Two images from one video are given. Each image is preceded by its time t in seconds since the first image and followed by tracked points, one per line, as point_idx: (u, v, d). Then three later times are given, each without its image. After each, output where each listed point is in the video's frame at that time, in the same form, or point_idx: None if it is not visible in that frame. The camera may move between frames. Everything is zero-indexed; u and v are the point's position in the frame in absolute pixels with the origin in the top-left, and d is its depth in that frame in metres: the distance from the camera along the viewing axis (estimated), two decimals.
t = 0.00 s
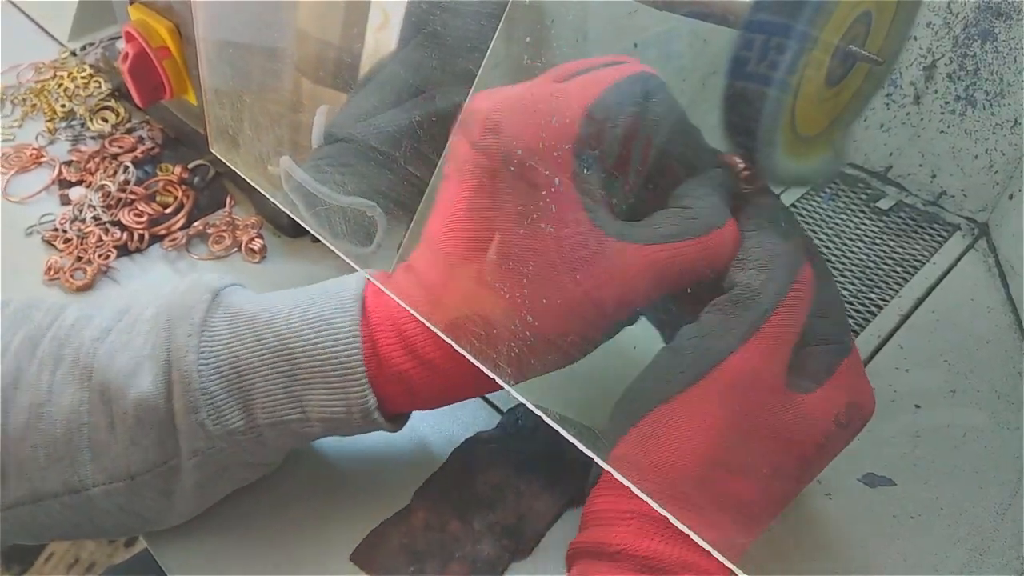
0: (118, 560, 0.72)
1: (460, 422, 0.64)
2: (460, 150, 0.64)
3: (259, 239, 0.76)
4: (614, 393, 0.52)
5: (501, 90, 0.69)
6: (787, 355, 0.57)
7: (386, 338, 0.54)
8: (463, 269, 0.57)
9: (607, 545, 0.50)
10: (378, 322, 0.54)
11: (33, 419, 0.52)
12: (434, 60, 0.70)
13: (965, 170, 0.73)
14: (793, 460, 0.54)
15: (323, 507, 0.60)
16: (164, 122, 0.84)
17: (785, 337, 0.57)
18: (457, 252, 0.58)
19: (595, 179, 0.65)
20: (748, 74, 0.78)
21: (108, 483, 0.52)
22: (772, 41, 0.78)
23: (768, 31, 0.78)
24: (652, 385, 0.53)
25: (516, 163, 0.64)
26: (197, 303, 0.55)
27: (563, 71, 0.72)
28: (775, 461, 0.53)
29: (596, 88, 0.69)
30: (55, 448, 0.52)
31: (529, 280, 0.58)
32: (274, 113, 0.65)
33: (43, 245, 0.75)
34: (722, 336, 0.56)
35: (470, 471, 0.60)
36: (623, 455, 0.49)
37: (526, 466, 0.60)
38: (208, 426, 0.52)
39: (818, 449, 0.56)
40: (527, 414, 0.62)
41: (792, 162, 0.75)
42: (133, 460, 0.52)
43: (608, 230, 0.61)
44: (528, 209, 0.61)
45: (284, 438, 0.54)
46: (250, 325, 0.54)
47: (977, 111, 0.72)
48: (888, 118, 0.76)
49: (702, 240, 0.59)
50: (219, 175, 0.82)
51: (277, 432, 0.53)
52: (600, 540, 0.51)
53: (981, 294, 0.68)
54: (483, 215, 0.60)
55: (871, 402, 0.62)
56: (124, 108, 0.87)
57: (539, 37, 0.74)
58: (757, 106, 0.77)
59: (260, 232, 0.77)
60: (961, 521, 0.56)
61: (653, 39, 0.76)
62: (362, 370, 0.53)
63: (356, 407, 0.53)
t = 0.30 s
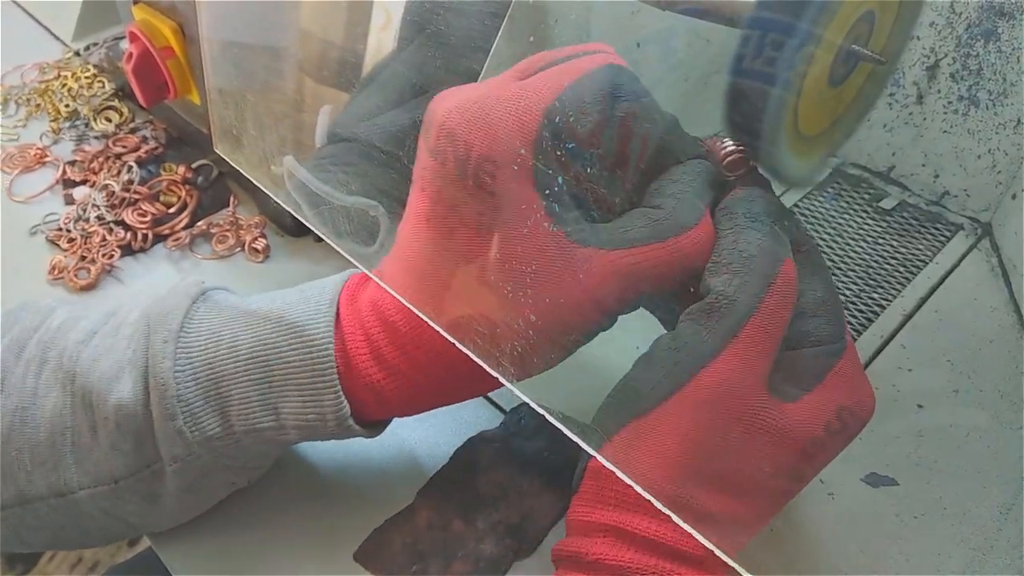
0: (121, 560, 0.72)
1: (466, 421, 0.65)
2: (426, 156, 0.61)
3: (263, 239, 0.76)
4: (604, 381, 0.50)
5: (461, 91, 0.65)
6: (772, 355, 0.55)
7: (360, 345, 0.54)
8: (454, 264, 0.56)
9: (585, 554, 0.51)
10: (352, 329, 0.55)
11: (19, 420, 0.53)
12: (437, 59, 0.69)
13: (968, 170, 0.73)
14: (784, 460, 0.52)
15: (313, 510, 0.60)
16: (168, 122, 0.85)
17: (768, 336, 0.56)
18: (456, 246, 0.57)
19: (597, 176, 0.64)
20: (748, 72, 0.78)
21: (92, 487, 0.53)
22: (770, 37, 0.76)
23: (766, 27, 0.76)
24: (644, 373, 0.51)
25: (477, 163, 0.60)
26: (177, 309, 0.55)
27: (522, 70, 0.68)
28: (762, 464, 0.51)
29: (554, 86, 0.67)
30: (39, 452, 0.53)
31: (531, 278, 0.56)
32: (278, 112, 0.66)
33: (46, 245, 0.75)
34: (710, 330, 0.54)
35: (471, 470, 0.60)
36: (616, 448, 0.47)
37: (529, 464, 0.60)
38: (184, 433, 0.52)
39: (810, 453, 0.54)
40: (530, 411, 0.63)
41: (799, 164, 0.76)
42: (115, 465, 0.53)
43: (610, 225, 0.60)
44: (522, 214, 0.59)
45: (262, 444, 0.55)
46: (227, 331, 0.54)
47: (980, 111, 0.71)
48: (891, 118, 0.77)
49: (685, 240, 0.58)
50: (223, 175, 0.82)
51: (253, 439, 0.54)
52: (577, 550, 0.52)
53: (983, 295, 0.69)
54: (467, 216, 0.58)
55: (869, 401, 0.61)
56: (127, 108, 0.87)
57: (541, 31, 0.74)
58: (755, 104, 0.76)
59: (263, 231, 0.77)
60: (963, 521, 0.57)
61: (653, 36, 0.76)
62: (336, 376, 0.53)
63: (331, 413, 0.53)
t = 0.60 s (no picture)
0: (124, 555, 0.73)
1: (452, 406, 0.65)
2: (421, 150, 0.61)
3: (265, 237, 0.76)
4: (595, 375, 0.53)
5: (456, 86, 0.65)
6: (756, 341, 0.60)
7: (353, 333, 0.57)
8: (435, 259, 0.57)
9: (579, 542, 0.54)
10: (343, 315, 0.58)
11: (13, 407, 0.53)
12: (440, 58, 0.68)
13: (971, 168, 0.72)
14: (765, 438, 0.57)
15: (315, 498, 0.60)
16: (171, 120, 0.85)
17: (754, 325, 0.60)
18: (457, 242, 0.58)
19: (601, 173, 0.64)
20: (752, 65, 0.76)
21: (83, 472, 0.53)
22: (770, 31, 0.76)
23: (767, 20, 0.76)
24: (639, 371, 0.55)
25: (463, 157, 0.60)
26: (172, 294, 0.56)
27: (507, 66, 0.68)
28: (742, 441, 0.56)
29: (540, 84, 0.65)
30: (31, 435, 0.53)
31: (537, 274, 0.58)
32: (281, 110, 0.66)
33: (49, 242, 0.76)
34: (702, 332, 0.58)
35: (473, 468, 0.60)
36: (604, 435, 0.52)
37: (529, 462, 0.60)
38: (174, 412, 0.53)
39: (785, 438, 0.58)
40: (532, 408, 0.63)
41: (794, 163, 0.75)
42: (106, 446, 0.53)
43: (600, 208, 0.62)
44: (511, 208, 0.59)
45: (246, 432, 0.56)
46: (221, 316, 0.56)
47: (983, 109, 0.72)
48: (893, 117, 0.75)
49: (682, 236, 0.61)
50: (225, 172, 0.82)
51: (240, 422, 0.55)
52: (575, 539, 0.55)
53: (986, 293, 0.68)
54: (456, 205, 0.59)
55: (850, 388, 0.63)
56: (131, 106, 0.87)
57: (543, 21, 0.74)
58: (753, 103, 0.75)
59: (266, 229, 0.77)
60: (965, 519, 0.57)
61: (653, 33, 0.76)
62: (322, 357, 0.55)
63: (317, 392, 0.55)
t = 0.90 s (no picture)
0: (123, 553, 0.77)
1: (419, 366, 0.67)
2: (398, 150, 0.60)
3: (265, 234, 0.76)
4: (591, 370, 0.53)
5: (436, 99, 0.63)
6: (771, 348, 0.58)
7: (317, 310, 0.57)
8: (407, 246, 0.57)
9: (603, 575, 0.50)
10: (305, 293, 0.57)
11: None
12: (442, 53, 0.70)
13: (973, 167, 0.73)
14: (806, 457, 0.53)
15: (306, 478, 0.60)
16: (171, 117, 0.85)
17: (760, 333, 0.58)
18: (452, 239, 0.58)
19: (604, 169, 0.65)
20: (754, 58, 0.76)
21: (41, 442, 0.55)
22: (781, 25, 0.76)
23: (778, 15, 0.76)
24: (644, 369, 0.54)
25: (432, 169, 0.59)
26: (133, 270, 0.58)
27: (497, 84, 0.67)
28: (783, 465, 0.51)
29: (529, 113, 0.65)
30: None
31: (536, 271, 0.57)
32: (283, 108, 0.66)
33: (50, 239, 0.76)
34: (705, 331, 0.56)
35: (473, 465, 0.60)
36: (632, 458, 0.50)
37: (529, 459, 0.60)
38: (130, 381, 0.54)
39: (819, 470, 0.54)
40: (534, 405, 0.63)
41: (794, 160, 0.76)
42: (66, 416, 0.55)
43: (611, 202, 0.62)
44: (479, 209, 0.59)
45: (205, 404, 0.56)
46: (179, 291, 0.57)
47: (983, 108, 0.72)
48: (894, 115, 0.76)
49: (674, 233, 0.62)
50: (226, 170, 0.81)
51: (197, 392, 0.55)
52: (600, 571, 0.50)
53: (987, 292, 0.68)
54: (433, 196, 0.58)
55: (867, 419, 0.60)
56: (131, 103, 0.87)
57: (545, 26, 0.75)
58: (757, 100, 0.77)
59: (266, 227, 0.77)
60: (964, 517, 0.57)
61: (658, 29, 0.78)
62: (275, 325, 0.56)
63: (270, 358, 0.55)
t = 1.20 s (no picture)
0: (123, 545, 0.77)
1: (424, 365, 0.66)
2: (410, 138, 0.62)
3: (265, 227, 0.76)
4: (592, 363, 0.54)
5: (448, 96, 0.64)
6: (779, 342, 0.57)
7: (325, 302, 0.56)
8: (411, 237, 0.57)
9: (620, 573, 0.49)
10: (315, 286, 0.57)
11: None
12: (444, 42, 0.70)
13: (974, 162, 0.72)
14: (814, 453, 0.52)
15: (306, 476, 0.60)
16: (171, 109, 0.85)
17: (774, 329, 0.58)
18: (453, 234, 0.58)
19: (605, 161, 0.68)
20: (761, 54, 0.78)
21: (46, 436, 0.54)
22: (786, 21, 0.78)
23: (783, 12, 0.78)
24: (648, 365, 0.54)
25: (443, 166, 0.60)
26: (137, 263, 0.58)
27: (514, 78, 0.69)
28: (796, 464, 0.51)
29: (539, 113, 0.66)
30: None
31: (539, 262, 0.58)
32: (283, 99, 0.65)
33: (49, 231, 0.76)
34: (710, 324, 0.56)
35: (473, 457, 0.60)
36: (640, 452, 0.49)
37: (529, 452, 0.60)
38: (136, 375, 0.54)
39: (830, 467, 0.53)
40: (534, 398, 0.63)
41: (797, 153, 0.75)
42: (70, 411, 0.54)
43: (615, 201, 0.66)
44: (483, 203, 0.60)
45: (210, 398, 0.56)
46: (184, 285, 0.57)
47: (986, 103, 0.72)
48: (896, 110, 0.75)
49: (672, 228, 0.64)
50: (226, 162, 0.82)
51: (202, 386, 0.55)
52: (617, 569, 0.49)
53: (988, 287, 0.69)
54: (440, 191, 0.59)
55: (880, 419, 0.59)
56: (131, 95, 0.87)
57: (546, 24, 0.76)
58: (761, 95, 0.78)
59: (266, 219, 0.77)
60: (964, 511, 0.57)
61: (664, 23, 0.78)
62: (280, 318, 0.56)
63: (276, 352, 0.55)
